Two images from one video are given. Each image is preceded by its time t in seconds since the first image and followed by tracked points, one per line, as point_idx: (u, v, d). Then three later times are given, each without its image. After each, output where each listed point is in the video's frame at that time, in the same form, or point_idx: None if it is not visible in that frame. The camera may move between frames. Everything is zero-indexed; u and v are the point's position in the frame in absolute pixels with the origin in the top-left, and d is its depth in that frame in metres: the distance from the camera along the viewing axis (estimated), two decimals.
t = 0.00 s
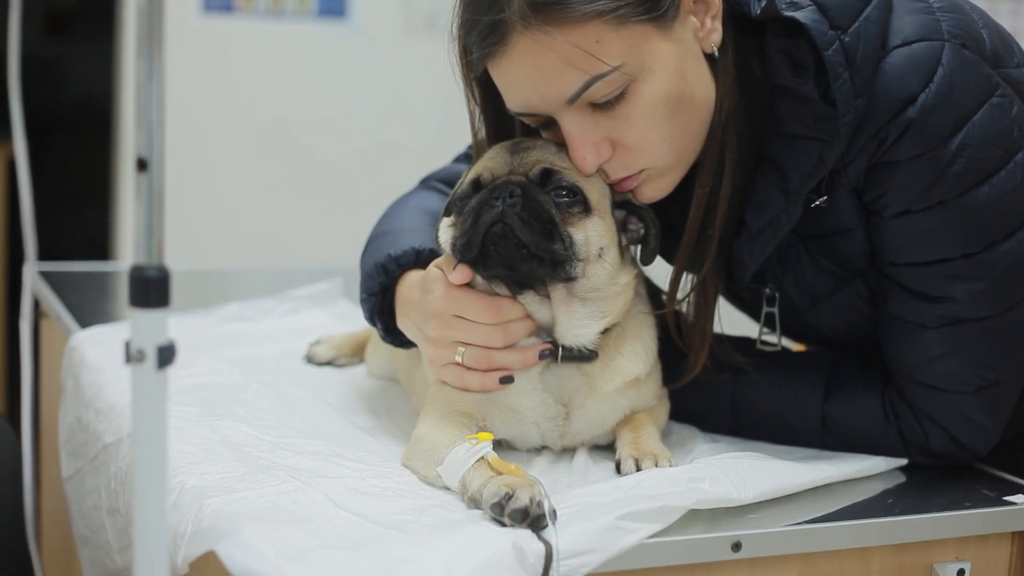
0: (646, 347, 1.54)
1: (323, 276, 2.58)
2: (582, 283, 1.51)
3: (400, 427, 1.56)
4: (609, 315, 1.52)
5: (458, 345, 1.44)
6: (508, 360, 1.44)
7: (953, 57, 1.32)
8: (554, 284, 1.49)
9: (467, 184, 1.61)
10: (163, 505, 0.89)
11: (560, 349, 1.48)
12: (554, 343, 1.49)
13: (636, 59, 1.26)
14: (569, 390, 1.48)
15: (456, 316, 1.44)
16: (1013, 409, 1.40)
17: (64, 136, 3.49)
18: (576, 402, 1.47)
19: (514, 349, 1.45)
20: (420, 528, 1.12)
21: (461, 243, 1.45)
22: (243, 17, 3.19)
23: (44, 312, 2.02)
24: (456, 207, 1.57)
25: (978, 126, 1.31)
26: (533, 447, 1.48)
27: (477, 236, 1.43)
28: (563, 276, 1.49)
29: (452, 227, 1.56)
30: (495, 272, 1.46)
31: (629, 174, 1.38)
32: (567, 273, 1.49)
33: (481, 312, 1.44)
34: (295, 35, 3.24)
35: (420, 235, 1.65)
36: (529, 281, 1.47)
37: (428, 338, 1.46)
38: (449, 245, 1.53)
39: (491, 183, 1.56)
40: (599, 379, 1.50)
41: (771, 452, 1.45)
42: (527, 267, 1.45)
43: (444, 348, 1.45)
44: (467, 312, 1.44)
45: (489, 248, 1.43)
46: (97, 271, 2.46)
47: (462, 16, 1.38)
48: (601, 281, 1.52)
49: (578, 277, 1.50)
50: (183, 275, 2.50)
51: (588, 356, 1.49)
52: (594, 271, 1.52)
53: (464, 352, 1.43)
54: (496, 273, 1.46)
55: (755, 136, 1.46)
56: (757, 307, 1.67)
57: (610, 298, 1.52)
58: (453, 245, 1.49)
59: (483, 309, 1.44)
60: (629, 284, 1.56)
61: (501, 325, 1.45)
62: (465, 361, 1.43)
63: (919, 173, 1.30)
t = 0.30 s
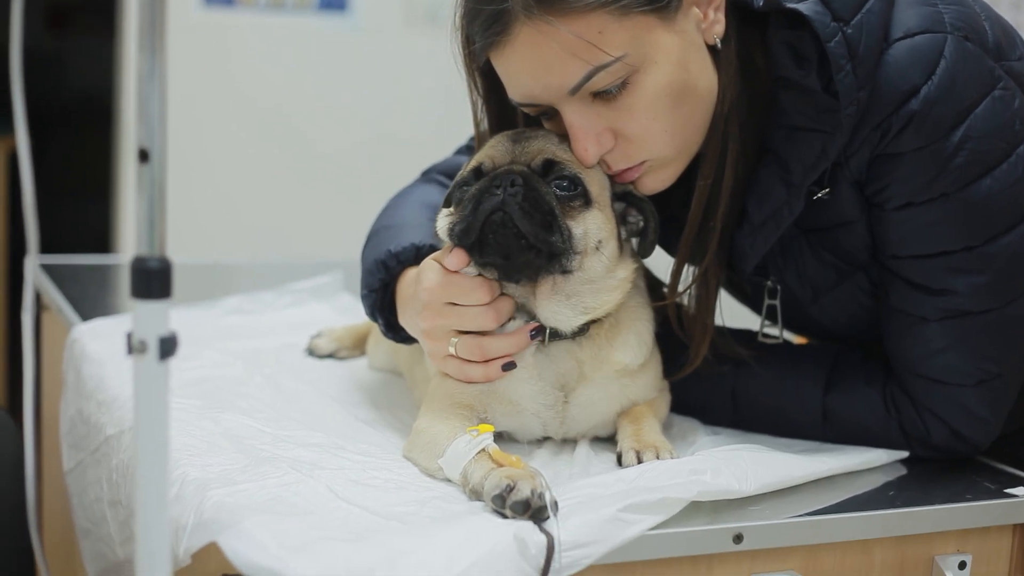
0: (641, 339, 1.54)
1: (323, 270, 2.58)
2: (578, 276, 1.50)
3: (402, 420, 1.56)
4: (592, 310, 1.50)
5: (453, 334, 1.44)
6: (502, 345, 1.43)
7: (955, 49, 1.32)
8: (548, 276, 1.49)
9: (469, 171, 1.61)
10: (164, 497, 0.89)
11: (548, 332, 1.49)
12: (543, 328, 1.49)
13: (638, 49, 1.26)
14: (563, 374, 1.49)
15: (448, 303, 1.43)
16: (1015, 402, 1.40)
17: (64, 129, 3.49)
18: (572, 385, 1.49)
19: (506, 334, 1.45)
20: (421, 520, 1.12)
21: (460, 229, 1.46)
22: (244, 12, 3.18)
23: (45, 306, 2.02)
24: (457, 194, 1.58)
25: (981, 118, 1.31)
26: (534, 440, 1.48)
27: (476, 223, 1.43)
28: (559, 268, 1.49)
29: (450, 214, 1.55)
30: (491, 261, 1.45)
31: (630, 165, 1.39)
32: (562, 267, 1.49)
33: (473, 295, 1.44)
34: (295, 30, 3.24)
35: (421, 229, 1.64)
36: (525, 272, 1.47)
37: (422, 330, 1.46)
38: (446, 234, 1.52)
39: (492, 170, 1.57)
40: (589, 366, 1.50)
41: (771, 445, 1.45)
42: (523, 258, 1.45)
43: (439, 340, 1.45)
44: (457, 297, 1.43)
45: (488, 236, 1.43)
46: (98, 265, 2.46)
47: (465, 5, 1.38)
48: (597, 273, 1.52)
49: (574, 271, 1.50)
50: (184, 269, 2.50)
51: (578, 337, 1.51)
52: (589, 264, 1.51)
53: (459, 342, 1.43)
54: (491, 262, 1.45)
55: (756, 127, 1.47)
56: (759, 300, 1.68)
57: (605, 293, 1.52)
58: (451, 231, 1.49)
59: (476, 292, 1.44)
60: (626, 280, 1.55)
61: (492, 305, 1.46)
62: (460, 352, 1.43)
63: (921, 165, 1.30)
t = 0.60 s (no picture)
0: (651, 334, 1.56)
1: (324, 265, 2.58)
2: (589, 272, 1.51)
3: (403, 415, 1.56)
4: (620, 300, 1.53)
5: (460, 336, 1.44)
6: (509, 354, 1.42)
7: (958, 44, 1.31)
8: (563, 273, 1.50)
9: (472, 173, 1.61)
10: (167, 492, 0.89)
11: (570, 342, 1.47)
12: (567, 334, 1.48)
13: (640, 43, 1.26)
14: (574, 382, 1.48)
15: (459, 307, 1.44)
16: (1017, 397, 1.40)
17: (65, 126, 3.49)
18: (580, 392, 1.48)
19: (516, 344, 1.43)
20: (422, 515, 1.12)
21: (467, 234, 1.45)
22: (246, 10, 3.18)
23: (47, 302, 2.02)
24: (462, 196, 1.56)
25: (983, 113, 1.31)
26: (535, 436, 1.48)
27: (483, 227, 1.42)
28: (570, 265, 1.49)
29: (455, 218, 1.54)
30: (501, 263, 1.45)
31: (631, 158, 1.39)
32: (574, 263, 1.49)
33: (485, 302, 1.44)
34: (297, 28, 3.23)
35: (423, 223, 1.64)
36: (536, 271, 1.47)
37: (431, 329, 1.46)
38: (451, 237, 1.52)
39: (496, 171, 1.57)
40: (604, 369, 1.50)
41: (772, 440, 1.45)
42: (534, 258, 1.44)
43: (446, 339, 1.44)
44: (471, 303, 1.43)
45: (496, 239, 1.43)
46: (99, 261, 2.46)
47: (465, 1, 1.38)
48: (606, 270, 1.53)
49: (585, 267, 1.50)
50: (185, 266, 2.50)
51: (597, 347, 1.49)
52: (600, 259, 1.52)
53: (467, 343, 1.43)
54: (502, 264, 1.45)
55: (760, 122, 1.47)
56: (761, 296, 1.67)
57: (616, 286, 1.54)
58: (458, 235, 1.48)
59: (488, 300, 1.44)
60: (634, 270, 1.58)
61: (505, 317, 1.44)
62: (465, 352, 1.43)
63: (922, 160, 1.30)
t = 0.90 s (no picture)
0: (650, 332, 1.56)
1: (325, 264, 2.58)
2: (585, 272, 1.51)
3: (405, 413, 1.56)
4: (614, 300, 1.52)
5: (454, 340, 1.45)
6: (493, 364, 1.42)
7: (960, 42, 1.31)
8: (561, 273, 1.50)
9: (472, 170, 1.61)
10: (169, 491, 0.89)
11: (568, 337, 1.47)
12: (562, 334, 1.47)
13: (646, 28, 1.26)
14: (574, 380, 1.48)
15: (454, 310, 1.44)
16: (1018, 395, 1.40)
17: (65, 125, 3.49)
18: (580, 391, 1.47)
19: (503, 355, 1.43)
20: (425, 513, 1.12)
21: (466, 234, 1.45)
22: (246, 8, 3.17)
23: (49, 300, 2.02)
24: (462, 196, 1.56)
25: (986, 111, 1.31)
26: (537, 434, 1.48)
27: (481, 227, 1.42)
28: (567, 266, 1.49)
29: (455, 218, 1.55)
30: (499, 262, 1.46)
31: (630, 141, 1.39)
32: (571, 264, 1.49)
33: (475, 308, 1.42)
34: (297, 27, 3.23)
35: (424, 222, 1.64)
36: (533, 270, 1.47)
37: (429, 329, 1.47)
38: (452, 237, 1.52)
39: (495, 170, 1.57)
40: (604, 367, 1.50)
41: (774, 438, 1.45)
42: (531, 258, 1.45)
43: (442, 342, 1.46)
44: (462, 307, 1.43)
45: (494, 239, 1.43)
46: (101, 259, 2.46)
47: None
48: (604, 270, 1.53)
49: (583, 267, 1.50)
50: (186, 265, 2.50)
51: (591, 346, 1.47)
52: (597, 260, 1.52)
53: (457, 348, 1.43)
54: (500, 263, 1.46)
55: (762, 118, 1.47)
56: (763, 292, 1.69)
57: (613, 286, 1.53)
58: (457, 235, 1.48)
59: (477, 306, 1.42)
60: (633, 271, 1.58)
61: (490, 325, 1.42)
62: (457, 356, 1.43)
63: (925, 157, 1.30)
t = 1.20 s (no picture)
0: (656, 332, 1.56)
1: (325, 263, 2.59)
2: (594, 269, 1.51)
3: (406, 412, 1.56)
4: (622, 298, 1.53)
5: (459, 337, 1.43)
6: (506, 351, 1.42)
7: (965, 38, 1.32)
8: (569, 270, 1.50)
9: (478, 168, 1.62)
10: (170, 489, 0.89)
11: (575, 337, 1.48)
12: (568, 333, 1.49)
13: (667, 27, 1.27)
14: (577, 378, 1.48)
15: (456, 310, 1.42)
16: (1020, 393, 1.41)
17: (66, 124, 3.49)
18: (584, 389, 1.48)
19: (516, 339, 1.43)
20: (426, 511, 1.12)
21: (474, 233, 1.46)
22: (246, 8, 3.17)
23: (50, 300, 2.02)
24: (469, 195, 1.57)
25: (991, 107, 1.31)
26: (539, 432, 1.48)
27: (489, 225, 1.43)
28: (575, 263, 1.49)
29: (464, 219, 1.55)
30: (507, 261, 1.46)
31: (633, 133, 1.40)
32: (579, 261, 1.50)
33: (478, 304, 1.41)
34: (298, 27, 3.23)
35: (423, 224, 1.64)
36: (542, 268, 1.47)
37: (429, 331, 1.45)
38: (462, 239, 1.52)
39: (502, 168, 1.57)
40: (611, 365, 1.50)
41: (776, 437, 1.45)
42: (540, 256, 1.45)
43: (446, 341, 1.43)
44: (465, 305, 1.42)
45: (502, 237, 1.43)
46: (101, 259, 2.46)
47: None
48: (612, 265, 1.53)
49: (591, 263, 1.51)
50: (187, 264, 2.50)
51: (603, 343, 1.49)
52: (605, 256, 1.52)
53: (466, 343, 1.42)
54: (508, 262, 1.46)
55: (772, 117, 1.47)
56: (764, 289, 1.69)
57: (621, 281, 1.53)
58: (466, 235, 1.49)
59: (480, 303, 1.41)
60: (639, 268, 1.57)
61: (503, 318, 1.42)
62: (465, 352, 1.42)
63: (930, 152, 1.30)
